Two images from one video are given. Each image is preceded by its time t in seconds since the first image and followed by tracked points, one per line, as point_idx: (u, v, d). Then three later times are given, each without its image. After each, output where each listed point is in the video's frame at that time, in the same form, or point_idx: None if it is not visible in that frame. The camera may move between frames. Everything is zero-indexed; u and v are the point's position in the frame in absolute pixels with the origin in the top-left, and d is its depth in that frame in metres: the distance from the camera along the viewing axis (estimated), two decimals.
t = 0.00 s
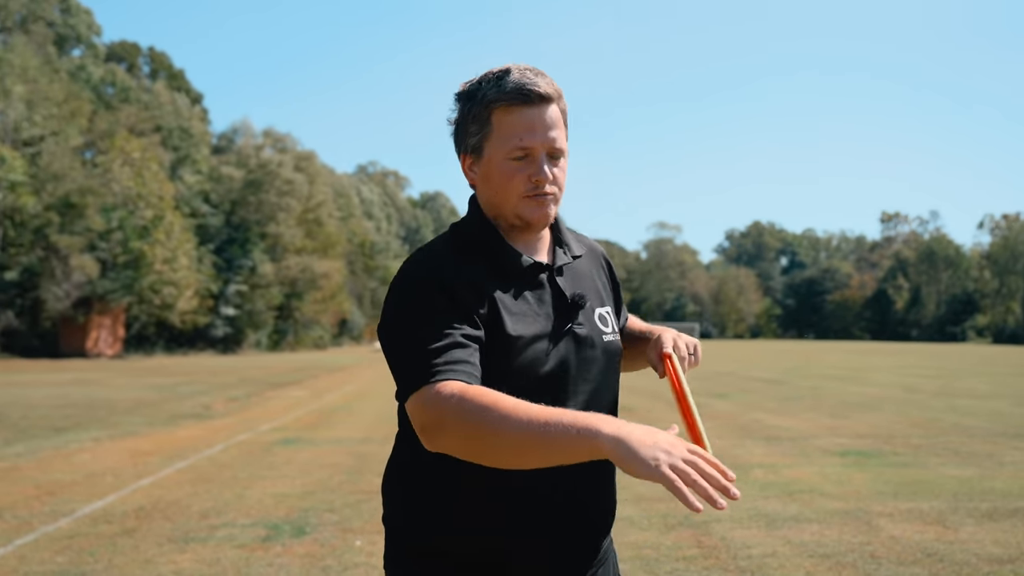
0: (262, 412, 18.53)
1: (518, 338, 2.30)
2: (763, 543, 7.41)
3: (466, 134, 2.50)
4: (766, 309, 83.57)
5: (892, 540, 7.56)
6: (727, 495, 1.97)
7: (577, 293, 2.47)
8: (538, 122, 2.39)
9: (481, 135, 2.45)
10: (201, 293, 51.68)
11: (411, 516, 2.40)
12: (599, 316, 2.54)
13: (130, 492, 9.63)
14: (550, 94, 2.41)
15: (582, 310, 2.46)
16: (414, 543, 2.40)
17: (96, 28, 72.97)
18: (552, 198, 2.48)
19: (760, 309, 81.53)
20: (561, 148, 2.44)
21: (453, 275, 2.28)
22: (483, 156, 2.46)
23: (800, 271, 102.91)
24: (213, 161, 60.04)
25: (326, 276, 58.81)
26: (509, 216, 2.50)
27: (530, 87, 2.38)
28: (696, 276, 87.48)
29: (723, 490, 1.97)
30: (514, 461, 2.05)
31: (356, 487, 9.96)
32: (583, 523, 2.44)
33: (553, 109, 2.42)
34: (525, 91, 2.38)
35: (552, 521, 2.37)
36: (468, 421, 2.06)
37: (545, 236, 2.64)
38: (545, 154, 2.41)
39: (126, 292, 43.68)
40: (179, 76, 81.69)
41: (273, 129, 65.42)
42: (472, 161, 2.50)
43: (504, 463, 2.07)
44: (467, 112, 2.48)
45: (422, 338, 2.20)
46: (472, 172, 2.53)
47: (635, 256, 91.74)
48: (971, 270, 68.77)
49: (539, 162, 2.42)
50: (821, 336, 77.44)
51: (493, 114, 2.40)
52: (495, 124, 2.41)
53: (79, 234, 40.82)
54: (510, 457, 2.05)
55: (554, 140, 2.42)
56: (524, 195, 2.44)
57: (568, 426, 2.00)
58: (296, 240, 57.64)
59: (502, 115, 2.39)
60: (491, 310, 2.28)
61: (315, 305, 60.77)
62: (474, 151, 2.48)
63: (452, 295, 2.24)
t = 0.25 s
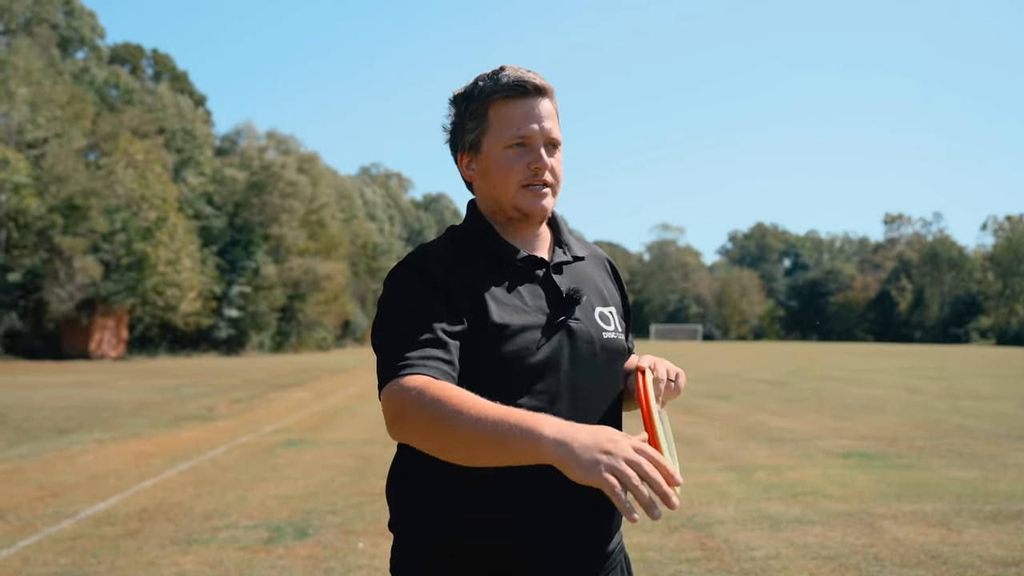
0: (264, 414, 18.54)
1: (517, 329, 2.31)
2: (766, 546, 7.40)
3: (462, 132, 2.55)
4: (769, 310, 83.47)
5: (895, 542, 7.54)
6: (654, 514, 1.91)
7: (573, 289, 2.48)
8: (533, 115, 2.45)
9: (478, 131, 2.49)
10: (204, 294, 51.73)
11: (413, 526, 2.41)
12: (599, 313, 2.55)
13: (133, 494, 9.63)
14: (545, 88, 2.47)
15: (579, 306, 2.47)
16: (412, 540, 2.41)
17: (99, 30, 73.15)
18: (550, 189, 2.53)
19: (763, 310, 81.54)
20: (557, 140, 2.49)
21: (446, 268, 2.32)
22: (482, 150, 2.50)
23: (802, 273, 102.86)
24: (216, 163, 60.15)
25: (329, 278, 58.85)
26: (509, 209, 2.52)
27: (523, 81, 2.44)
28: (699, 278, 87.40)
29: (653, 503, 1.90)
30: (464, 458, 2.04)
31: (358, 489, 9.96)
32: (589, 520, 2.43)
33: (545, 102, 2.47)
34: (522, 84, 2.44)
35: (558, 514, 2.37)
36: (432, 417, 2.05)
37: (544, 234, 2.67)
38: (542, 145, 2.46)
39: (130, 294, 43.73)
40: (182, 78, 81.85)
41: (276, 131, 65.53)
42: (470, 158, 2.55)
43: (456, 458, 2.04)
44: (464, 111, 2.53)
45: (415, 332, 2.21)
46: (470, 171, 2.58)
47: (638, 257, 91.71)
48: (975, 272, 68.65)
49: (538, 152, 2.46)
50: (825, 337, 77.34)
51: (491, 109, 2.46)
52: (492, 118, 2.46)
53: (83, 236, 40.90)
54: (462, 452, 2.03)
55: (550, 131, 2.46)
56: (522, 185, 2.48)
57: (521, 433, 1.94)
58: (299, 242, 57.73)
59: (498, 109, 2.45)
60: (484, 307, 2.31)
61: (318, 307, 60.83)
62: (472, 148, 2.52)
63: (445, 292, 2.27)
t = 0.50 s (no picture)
0: (266, 416, 18.54)
1: (505, 326, 2.41)
2: (768, 548, 7.39)
3: (467, 136, 2.73)
4: (771, 313, 83.40)
5: (897, 545, 7.53)
6: None
7: (567, 289, 2.56)
8: (534, 111, 2.64)
9: (482, 131, 2.67)
10: (206, 296, 51.76)
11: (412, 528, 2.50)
12: (598, 313, 2.59)
13: (135, 495, 9.64)
14: (547, 89, 2.67)
15: (575, 305, 2.54)
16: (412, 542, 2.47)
17: (102, 31, 73.26)
18: (551, 187, 2.66)
19: (765, 312, 81.52)
20: (558, 139, 2.67)
21: (439, 270, 2.48)
22: (486, 148, 2.66)
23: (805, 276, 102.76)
24: (218, 165, 60.22)
25: (331, 279, 58.87)
26: (511, 207, 2.65)
27: (526, 81, 2.65)
28: (702, 280, 87.33)
29: None
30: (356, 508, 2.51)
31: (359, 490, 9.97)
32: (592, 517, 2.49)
33: (546, 104, 2.67)
34: (526, 85, 2.65)
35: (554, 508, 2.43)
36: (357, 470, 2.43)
37: (546, 236, 2.77)
38: (545, 142, 2.63)
39: (132, 295, 43.77)
40: (185, 80, 81.98)
41: (278, 133, 65.66)
42: (474, 158, 2.71)
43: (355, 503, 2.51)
44: (469, 114, 2.71)
45: (402, 342, 2.42)
46: (472, 173, 2.74)
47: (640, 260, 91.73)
48: (977, 274, 68.59)
49: (540, 149, 2.63)
50: (827, 339, 77.26)
51: (494, 108, 2.65)
52: (496, 116, 2.64)
53: (85, 237, 40.93)
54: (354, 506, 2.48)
55: (551, 130, 2.65)
56: (525, 180, 2.62)
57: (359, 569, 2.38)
58: (302, 243, 57.82)
59: (502, 109, 2.64)
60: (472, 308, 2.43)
61: (320, 308, 60.86)
62: (476, 148, 2.69)
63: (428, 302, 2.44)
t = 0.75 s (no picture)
0: (267, 416, 18.54)
1: (494, 326, 2.63)
2: (770, 550, 7.37)
3: (474, 137, 2.95)
4: (772, 314, 83.32)
5: (898, 547, 7.53)
6: None
7: (561, 292, 2.74)
8: (538, 114, 2.84)
9: (488, 133, 2.89)
10: (208, 296, 51.75)
11: (418, 524, 2.71)
12: (594, 316, 2.73)
13: (136, 495, 9.65)
14: (551, 91, 2.89)
15: (568, 309, 2.70)
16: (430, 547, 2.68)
17: (104, 31, 73.29)
18: (554, 188, 2.85)
19: (767, 315, 81.44)
20: (562, 140, 2.86)
21: (438, 276, 2.74)
22: (492, 150, 2.88)
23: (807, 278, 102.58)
24: (220, 165, 60.22)
25: (332, 280, 58.84)
26: (517, 205, 2.85)
27: (531, 85, 2.86)
28: (703, 282, 87.28)
29: None
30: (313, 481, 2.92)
31: (360, 490, 9.97)
32: (586, 519, 2.63)
33: (551, 107, 2.88)
34: (529, 88, 2.86)
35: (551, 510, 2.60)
36: (323, 449, 2.84)
37: (552, 237, 2.94)
38: (550, 143, 2.83)
39: (134, 295, 43.74)
40: (187, 80, 81.99)
41: (280, 133, 65.70)
42: (482, 160, 2.94)
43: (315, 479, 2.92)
44: (478, 114, 2.93)
45: (383, 340, 2.80)
46: (479, 173, 2.97)
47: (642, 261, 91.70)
48: (978, 277, 68.48)
49: (544, 149, 2.82)
50: (828, 342, 77.16)
51: (500, 111, 2.87)
52: (501, 120, 2.86)
53: (86, 237, 40.89)
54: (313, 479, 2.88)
55: (555, 132, 2.84)
56: (529, 180, 2.82)
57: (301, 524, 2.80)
58: (303, 244, 57.81)
59: (506, 111, 2.86)
60: (465, 313, 2.67)
61: (321, 309, 60.85)
62: (480, 153, 2.92)
63: (422, 305, 2.73)
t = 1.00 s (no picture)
0: (267, 416, 18.56)
1: (491, 323, 2.67)
2: (769, 551, 7.37)
3: (483, 141, 2.96)
4: (773, 316, 83.27)
5: (898, 549, 7.52)
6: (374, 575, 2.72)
7: (559, 293, 2.74)
8: (543, 119, 2.85)
9: (496, 138, 2.90)
10: (209, 297, 51.75)
11: (419, 521, 2.72)
12: (593, 317, 2.73)
13: (136, 495, 9.66)
14: (558, 96, 2.89)
15: (567, 311, 2.71)
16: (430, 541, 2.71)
17: (105, 31, 73.33)
18: (559, 192, 2.85)
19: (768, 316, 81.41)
20: (569, 145, 2.86)
21: (444, 278, 2.77)
22: (498, 155, 2.89)
23: (807, 279, 102.61)
24: (221, 166, 60.22)
25: (333, 280, 58.87)
26: (522, 210, 2.86)
27: (537, 91, 2.87)
28: (704, 283, 87.20)
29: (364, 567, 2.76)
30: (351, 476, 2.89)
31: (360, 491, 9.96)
32: (579, 517, 2.62)
33: (558, 112, 2.88)
34: (536, 93, 2.87)
35: (546, 506, 2.61)
36: (352, 448, 2.87)
37: (560, 238, 2.94)
38: (555, 147, 2.83)
39: (134, 295, 43.72)
40: (188, 81, 82.05)
41: (281, 134, 65.73)
42: (489, 166, 2.95)
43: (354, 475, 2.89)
44: (486, 120, 2.94)
45: (391, 337, 2.82)
46: (488, 178, 2.97)
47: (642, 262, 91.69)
48: (980, 279, 68.43)
49: (549, 154, 2.82)
50: (830, 343, 77.10)
51: (506, 117, 2.88)
52: (508, 125, 2.87)
53: (87, 238, 40.90)
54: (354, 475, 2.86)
55: (562, 138, 2.84)
56: (531, 185, 2.82)
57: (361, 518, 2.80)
58: (305, 244, 57.84)
59: (513, 117, 2.86)
60: (465, 312, 2.70)
61: (322, 309, 60.84)
62: (489, 156, 2.93)
63: (425, 306, 2.77)
